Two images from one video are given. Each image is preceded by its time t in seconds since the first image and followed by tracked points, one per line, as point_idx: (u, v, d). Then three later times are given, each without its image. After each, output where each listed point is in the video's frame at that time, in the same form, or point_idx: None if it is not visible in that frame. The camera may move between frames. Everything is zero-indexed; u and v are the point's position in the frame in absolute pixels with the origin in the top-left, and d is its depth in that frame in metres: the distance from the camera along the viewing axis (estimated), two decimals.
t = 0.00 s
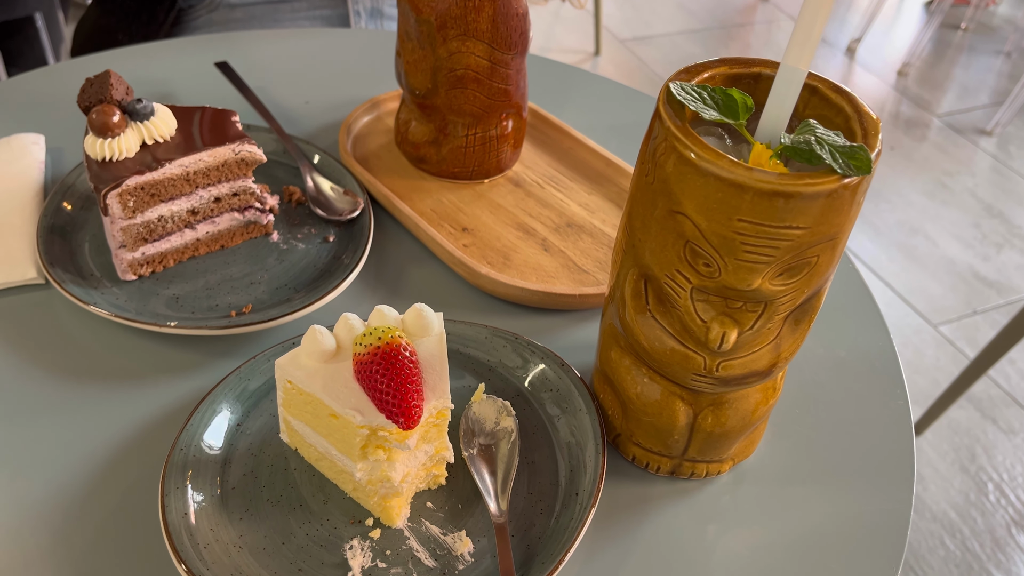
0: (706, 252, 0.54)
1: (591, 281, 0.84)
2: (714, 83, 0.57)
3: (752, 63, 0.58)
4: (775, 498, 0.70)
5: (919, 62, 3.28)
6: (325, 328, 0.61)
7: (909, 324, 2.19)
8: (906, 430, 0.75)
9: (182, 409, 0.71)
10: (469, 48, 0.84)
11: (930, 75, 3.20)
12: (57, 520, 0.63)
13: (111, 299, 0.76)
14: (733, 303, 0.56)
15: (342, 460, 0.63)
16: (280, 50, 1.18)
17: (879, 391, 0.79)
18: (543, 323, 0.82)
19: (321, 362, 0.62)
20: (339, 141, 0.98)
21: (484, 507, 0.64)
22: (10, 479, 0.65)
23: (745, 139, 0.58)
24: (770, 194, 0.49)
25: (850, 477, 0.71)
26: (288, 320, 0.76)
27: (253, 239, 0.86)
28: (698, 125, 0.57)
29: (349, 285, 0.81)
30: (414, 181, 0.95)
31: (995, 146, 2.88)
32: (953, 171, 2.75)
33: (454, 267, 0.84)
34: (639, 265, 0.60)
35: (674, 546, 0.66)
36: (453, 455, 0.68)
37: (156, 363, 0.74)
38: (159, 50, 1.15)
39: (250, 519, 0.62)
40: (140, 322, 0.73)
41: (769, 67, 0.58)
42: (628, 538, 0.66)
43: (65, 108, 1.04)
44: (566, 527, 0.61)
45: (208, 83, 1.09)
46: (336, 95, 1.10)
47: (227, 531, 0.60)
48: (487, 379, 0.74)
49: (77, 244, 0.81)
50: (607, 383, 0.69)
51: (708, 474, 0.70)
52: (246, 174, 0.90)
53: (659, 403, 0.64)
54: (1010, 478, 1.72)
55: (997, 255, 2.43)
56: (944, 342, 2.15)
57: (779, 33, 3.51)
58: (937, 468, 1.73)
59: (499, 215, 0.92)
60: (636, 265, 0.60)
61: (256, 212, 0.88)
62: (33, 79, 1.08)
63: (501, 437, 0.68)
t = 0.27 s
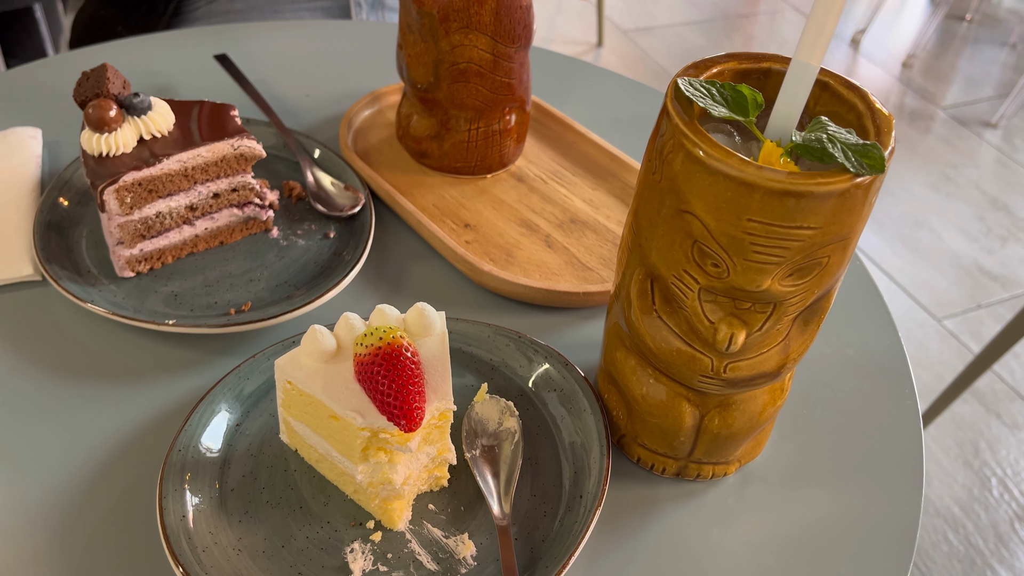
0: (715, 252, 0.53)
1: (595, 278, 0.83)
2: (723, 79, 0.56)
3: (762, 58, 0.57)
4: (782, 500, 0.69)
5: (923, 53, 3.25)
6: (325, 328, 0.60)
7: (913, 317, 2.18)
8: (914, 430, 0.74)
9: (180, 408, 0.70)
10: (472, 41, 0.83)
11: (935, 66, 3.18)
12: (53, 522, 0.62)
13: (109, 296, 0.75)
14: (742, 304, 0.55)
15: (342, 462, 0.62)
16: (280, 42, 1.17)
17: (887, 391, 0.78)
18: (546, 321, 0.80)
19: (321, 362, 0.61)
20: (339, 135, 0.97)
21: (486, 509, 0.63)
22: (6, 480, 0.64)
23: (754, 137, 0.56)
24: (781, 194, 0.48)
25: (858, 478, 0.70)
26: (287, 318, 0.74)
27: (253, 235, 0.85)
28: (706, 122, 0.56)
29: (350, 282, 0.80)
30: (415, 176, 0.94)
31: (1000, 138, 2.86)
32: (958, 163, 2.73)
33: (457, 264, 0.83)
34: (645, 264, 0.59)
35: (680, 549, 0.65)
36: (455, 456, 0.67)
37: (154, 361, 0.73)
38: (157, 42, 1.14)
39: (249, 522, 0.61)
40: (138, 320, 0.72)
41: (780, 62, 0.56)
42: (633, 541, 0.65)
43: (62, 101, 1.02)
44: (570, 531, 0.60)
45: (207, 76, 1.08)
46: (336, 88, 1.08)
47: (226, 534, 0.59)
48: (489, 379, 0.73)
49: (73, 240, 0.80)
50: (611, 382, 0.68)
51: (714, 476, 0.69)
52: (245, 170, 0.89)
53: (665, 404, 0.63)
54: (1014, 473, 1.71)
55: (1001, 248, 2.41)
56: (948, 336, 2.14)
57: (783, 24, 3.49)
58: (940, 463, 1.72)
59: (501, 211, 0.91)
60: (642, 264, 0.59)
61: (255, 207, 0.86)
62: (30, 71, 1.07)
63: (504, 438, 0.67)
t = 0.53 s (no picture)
0: (721, 256, 0.52)
1: (598, 278, 0.82)
2: (730, 79, 0.55)
3: (769, 58, 0.56)
4: (787, 504, 0.68)
5: (927, 46, 3.24)
6: (325, 331, 0.59)
7: (916, 313, 2.17)
8: (920, 433, 0.73)
9: (178, 410, 0.69)
10: (473, 38, 0.82)
11: (939, 60, 3.16)
12: (49, 526, 0.61)
13: (106, 296, 0.74)
14: (747, 308, 0.54)
15: (341, 466, 0.61)
16: (280, 37, 1.16)
17: (893, 393, 0.77)
18: (549, 321, 0.80)
19: (321, 366, 0.60)
20: (340, 132, 0.96)
21: (488, 514, 0.63)
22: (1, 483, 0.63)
23: (762, 138, 0.55)
24: (789, 198, 0.47)
25: (863, 482, 0.69)
26: (287, 319, 0.74)
27: (252, 234, 0.84)
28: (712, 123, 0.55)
29: (351, 282, 0.79)
30: (417, 173, 0.93)
31: (1004, 133, 2.84)
32: (961, 158, 2.72)
33: (458, 264, 0.82)
34: (649, 267, 0.58)
35: (683, 554, 0.64)
36: (456, 460, 0.66)
37: (151, 362, 0.72)
38: (156, 37, 1.13)
39: (248, 526, 0.60)
40: (136, 320, 0.71)
41: (787, 62, 0.55)
42: (636, 545, 0.65)
43: (60, 98, 1.01)
44: (572, 536, 0.59)
45: (206, 72, 1.07)
46: (337, 84, 1.07)
47: (224, 539, 0.59)
48: (491, 381, 0.72)
49: (70, 239, 0.79)
50: (614, 385, 0.67)
51: (718, 480, 0.68)
52: (244, 168, 0.88)
53: (668, 408, 0.63)
54: (1016, 469, 1.70)
55: (1005, 243, 2.40)
56: (951, 332, 2.13)
57: (787, 17, 3.47)
58: (942, 460, 1.72)
59: (503, 210, 0.90)
60: (646, 266, 0.58)
61: (255, 206, 0.85)
62: (28, 67, 1.06)
63: (506, 441, 0.67)
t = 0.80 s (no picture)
0: (724, 270, 0.51)
1: (599, 285, 0.81)
2: (734, 89, 0.54)
3: (774, 67, 0.55)
4: (789, 516, 0.67)
5: (931, 42, 3.22)
6: (323, 342, 0.59)
7: (919, 312, 2.16)
8: (924, 443, 0.73)
9: (175, 419, 0.69)
10: (474, 41, 0.81)
11: (943, 56, 3.15)
12: (44, 537, 0.60)
13: (103, 304, 0.74)
14: (751, 322, 0.53)
15: (340, 479, 0.61)
16: (279, 37, 1.15)
17: (897, 402, 0.77)
18: (550, 328, 0.79)
19: (319, 377, 0.59)
20: (340, 135, 0.95)
21: (488, 526, 0.62)
22: None
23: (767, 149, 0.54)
24: (794, 213, 0.46)
25: (867, 493, 0.69)
26: (285, 326, 0.73)
27: (250, 240, 0.84)
28: (716, 134, 0.54)
29: (350, 288, 0.78)
30: (417, 177, 0.92)
31: (1008, 130, 2.83)
32: (965, 155, 2.70)
33: (459, 270, 0.81)
34: (652, 279, 0.57)
35: (685, 567, 0.63)
36: (456, 472, 0.66)
37: (148, 370, 0.72)
38: (154, 37, 1.12)
39: (245, 539, 0.59)
40: (133, 329, 0.70)
41: (793, 71, 0.54)
42: (637, 558, 0.64)
43: (58, 99, 1.00)
44: (573, 550, 0.59)
45: (205, 73, 1.06)
46: (337, 85, 1.06)
47: (221, 552, 0.58)
48: (491, 390, 0.71)
49: (67, 245, 0.78)
50: (616, 395, 0.67)
51: (721, 491, 0.68)
52: (242, 173, 0.87)
53: (671, 420, 0.62)
54: (1019, 469, 1.69)
55: (1009, 242, 2.39)
56: (953, 332, 2.12)
57: (790, 13, 3.45)
58: (944, 460, 1.71)
59: (504, 214, 0.89)
60: (649, 278, 0.58)
61: (253, 211, 0.85)
62: (26, 67, 1.05)
63: (506, 452, 0.66)
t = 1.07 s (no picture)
0: (728, 297, 0.49)
1: (600, 300, 0.80)
2: (739, 110, 0.53)
3: (780, 87, 0.53)
4: (794, 540, 0.66)
5: (935, 42, 3.20)
6: (316, 366, 0.58)
7: (922, 315, 2.14)
8: (930, 465, 0.71)
9: (167, 440, 0.67)
10: (474, 53, 0.80)
11: (946, 56, 3.13)
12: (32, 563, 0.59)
13: (95, 321, 0.72)
14: (755, 349, 0.52)
15: (334, 505, 0.60)
16: (277, 43, 1.14)
17: (903, 422, 0.75)
18: (550, 345, 0.78)
19: (313, 402, 0.58)
20: (337, 145, 0.94)
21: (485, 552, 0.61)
22: None
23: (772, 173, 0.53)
24: (799, 242, 0.45)
25: (872, 517, 0.67)
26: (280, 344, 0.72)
27: (246, 254, 0.83)
28: (719, 157, 0.53)
29: (347, 304, 0.77)
30: (416, 188, 0.91)
31: (1012, 131, 2.81)
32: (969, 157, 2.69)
33: (457, 285, 0.80)
34: (653, 303, 0.56)
35: None
36: (453, 496, 0.65)
37: (141, 389, 0.71)
38: (150, 43, 1.10)
39: (237, 566, 0.58)
40: (126, 347, 0.69)
41: (799, 92, 0.53)
42: None
43: (52, 108, 0.99)
44: None
45: (202, 81, 1.04)
46: (335, 94, 1.05)
47: None
48: (490, 411, 0.70)
49: (58, 260, 0.77)
50: (616, 417, 0.65)
51: (723, 515, 0.66)
52: (237, 188, 0.86)
53: (672, 445, 0.61)
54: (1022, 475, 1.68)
55: (1013, 244, 2.37)
56: (957, 335, 2.10)
57: (793, 12, 3.43)
58: (947, 465, 1.69)
59: (503, 227, 0.88)
60: (650, 302, 0.56)
61: (248, 225, 0.83)
62: (21, 75, 1.03)
63: (504, 476, 0.65)
